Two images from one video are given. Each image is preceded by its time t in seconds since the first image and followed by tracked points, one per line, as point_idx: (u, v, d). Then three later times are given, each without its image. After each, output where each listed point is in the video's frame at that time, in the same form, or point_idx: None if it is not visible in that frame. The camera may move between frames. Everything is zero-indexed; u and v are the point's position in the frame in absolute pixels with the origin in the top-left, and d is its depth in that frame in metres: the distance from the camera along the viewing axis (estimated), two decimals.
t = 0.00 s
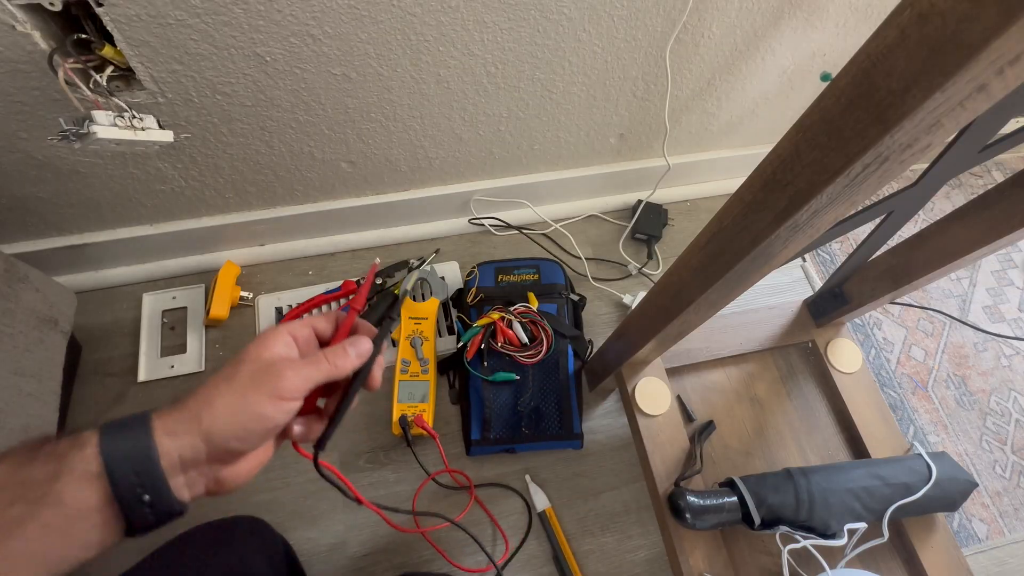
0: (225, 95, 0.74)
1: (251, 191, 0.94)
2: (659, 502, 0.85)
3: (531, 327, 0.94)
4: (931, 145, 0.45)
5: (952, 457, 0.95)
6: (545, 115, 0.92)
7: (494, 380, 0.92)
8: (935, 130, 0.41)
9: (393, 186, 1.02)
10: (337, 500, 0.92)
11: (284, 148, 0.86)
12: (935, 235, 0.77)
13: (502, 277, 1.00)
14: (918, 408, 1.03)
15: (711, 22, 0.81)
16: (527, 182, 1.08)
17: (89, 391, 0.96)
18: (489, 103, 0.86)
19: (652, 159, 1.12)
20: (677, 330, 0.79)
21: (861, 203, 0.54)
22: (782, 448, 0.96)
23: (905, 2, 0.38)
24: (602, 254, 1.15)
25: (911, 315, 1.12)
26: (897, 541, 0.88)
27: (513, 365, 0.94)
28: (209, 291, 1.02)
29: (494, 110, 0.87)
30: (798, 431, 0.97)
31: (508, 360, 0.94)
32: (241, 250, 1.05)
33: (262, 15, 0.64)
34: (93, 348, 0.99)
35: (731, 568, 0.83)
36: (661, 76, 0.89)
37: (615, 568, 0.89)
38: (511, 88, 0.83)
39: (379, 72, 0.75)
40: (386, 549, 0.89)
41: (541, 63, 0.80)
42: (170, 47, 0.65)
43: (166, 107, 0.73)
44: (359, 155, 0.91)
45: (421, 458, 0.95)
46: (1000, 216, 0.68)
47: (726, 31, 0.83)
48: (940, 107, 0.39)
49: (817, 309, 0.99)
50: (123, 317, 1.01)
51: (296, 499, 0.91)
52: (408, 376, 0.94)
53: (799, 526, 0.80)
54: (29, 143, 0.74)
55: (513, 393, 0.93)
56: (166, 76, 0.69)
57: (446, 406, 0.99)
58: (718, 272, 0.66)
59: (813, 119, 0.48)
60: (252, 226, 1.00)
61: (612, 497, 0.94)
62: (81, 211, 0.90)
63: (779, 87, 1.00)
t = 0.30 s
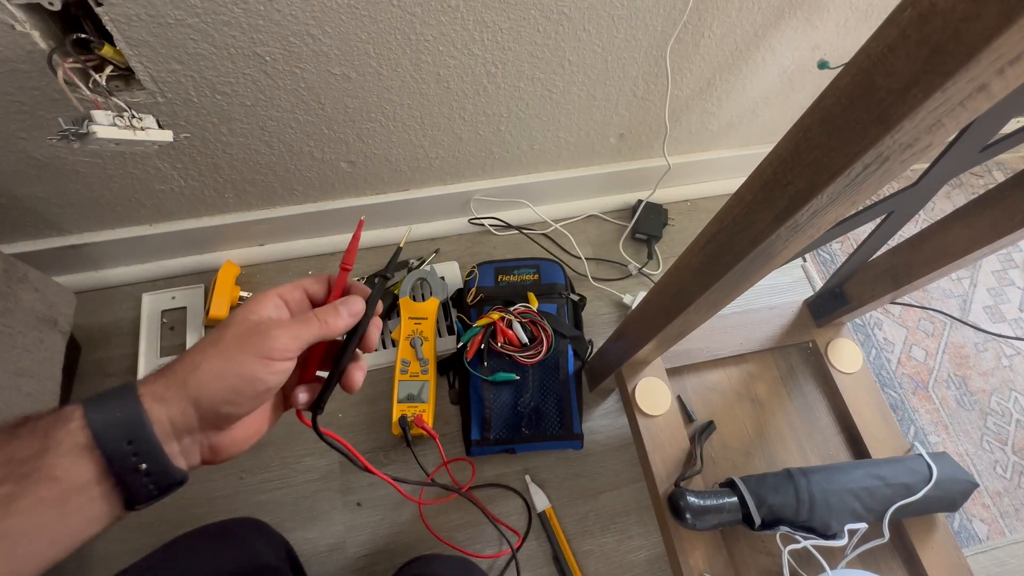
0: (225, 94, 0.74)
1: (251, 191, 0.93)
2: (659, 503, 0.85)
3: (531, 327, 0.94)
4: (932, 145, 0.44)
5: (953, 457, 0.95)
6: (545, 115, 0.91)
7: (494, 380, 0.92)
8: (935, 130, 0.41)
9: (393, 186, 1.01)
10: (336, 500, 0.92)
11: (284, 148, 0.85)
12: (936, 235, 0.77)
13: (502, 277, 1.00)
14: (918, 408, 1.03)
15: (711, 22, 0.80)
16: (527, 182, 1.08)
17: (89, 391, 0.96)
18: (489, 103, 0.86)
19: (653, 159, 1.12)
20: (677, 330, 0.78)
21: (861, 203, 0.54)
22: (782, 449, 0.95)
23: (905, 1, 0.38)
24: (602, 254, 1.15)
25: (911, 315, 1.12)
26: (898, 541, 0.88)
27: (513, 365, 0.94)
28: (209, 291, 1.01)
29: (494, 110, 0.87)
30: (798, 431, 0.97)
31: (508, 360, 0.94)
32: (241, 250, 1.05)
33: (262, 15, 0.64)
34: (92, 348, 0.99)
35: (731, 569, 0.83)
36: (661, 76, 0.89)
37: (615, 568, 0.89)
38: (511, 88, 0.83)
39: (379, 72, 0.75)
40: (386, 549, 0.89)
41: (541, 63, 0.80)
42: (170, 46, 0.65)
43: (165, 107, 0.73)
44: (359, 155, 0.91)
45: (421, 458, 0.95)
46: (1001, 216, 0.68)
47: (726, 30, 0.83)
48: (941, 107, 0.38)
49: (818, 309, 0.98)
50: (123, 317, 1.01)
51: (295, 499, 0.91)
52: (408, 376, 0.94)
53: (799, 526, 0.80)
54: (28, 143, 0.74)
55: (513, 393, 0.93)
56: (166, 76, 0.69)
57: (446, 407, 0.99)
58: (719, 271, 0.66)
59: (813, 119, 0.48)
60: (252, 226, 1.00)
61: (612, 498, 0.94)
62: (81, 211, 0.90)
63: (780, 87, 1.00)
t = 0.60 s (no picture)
0: (225, 94, 0.74)
1: (251, 191, 0.93)
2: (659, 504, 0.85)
3: (531, 327, 0.94)
4: (932, 145, 0.44)
5: (953, 457, 0.95)
6: (545, 115, 0.92)
7: (494, 380, 0.92)
8: (936, 130, 0.41)
9: (393, 186, 1.01)
10: (336, 500, 0.92)
11: (284, 148, 0.85)
12: (935, 235, 0.77)
13: (501, 277, 0.99)
14: (919, 408, 1.03)
15: (712, 22, 0.80)
16: (527, 181, 1.08)
17: (89, 392, 0.96)
18: (488, 103, 0.86)
19: (653, 159, 1.12)
20: (677, 330, 0.78)
21: (860, 204, 0.54)
22: (782, 449, 0.95)
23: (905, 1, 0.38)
24: (602, 254, 1.14)
25: (911, 315, 1.12)
26: (898, 541, 0.88)
27: (512, 365, 0.93)
28: (209, 291, 1.01)
29: (494, 110, 0.87)
30: (798, 431, 0.97)
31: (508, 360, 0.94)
32: (241, 250, 1.05)
33: (262, 15, 0.64)
34: (92, 348, 0.99)
35: (732, 569, 0.83)
36: (661, 76, 0.89)
37: (615, 569, 0.89)
38: (511, 88, 0.83)
39: (379, 72, 0.75)
40: (386, 549, 0.89)
41: (541, 63, 0.80)
42: (170, 46, 0.65)
43: (165, 107, 0.73)
44: (359, 155, 0.91)
45: (420, 458, 0.95)
46: (1000, 216, 0.68)
47: (726, 30, 0.83)
48: (941, 107, 0.38)
49: (818, 309, 0.99)
50: (123, 317, 1.01)
51: (295, 500, 0.91)
52: (408, 376, 0.94)
53: (799, 526, 0.80)
54: (28, 143, 0.74)
55: (513, 393, 0.93)
56: (166, 76, 0.69)
57: (446, 407, 0.99)
58: (719, 271, 0.66)
59: (813, 119, 0.48)
60: (252, 226, 1.00)
61: (612, 498, 0.94)
62: (81, 211, 0.90)
63: (779, 88, 1.00)
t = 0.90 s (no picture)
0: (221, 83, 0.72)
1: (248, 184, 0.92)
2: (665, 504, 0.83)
3: (535, 324, 0.92)
4: (945, 136, 0.44)
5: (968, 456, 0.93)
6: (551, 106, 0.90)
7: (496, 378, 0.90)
8: (949, 120, 0.40)
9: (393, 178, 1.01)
10: (335, 500, 0.90)
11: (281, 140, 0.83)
12: (950, 228, 0.75)
13: (504, 272, 0.97)
14: (932, 406, 1.01)
15: (722, 9, 0.78)
16: (530, 174, 1.06)
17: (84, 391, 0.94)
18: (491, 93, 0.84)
19: (658, 151, 1.10)
20: (685, 325, 0.76)
21: (876, 195, 0.52)
22: (792, 448, 0.93)
23: None
24: (607, 248, 1.12)
25: (924, 311, 1.10)
26: (910, 543, 0.86)
27: (514, 362, 0.92)
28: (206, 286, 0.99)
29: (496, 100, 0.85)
30: (808, 430, 0.95)
31: (511, 357, 0.92)
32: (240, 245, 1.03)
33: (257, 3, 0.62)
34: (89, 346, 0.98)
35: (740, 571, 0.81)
36: (668, 65, 0.86)
37: (620, 570, 0.87)
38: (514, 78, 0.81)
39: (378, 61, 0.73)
40: (387, 551, 0.87)
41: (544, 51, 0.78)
42: (163, 35, 0.63)
43: (158, 97, 0.71)
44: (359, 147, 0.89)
45: (421, 457, 0.93)
46: (1019, 208, 0.66)
47: (736, 19, 0.81)
48: (955, 96, 0.38)
49: (829, 305, 0.96)
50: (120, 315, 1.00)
51: (294, 500, 0.90)
52: (408, 374, 0.92)
53: (810, 527, 0.78)
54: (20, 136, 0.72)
55: (516, 391, 0.91)
56: (158, 65, 0.67)
57: (446, 405, 0.97)
58: (729, 265, 0.63)
59: (824, 110, 0.47)
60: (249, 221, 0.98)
61: (618, 499, 0.92)
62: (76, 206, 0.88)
63: (790, 78, 0.97)
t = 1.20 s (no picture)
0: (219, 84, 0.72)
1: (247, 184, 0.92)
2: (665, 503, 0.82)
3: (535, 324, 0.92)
4: (946, 136, 0.44)
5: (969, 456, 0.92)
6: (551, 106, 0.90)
7: (496, 378, 0.90)
8: (950, 120, 0.40)
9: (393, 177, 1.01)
10: (335, 500, 0.90)
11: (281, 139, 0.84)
12: (951, 228, 0.75)
13: (504, 272, 0.98)
14: (932, 406, 1.01)
15: (722, 9, 0.78)
16: (530, 173, 1.06)
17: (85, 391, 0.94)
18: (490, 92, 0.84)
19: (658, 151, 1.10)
20: (685, 325, 0.76)
21: (877, 195, 0.52)
22: (792, 448, 0.93)
23: None
24: (607, 248, 1.12)
25: (924, 311, 1.10)
26: (911, 543, 0.86)
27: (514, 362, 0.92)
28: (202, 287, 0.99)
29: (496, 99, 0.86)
30: (809, 431, 0.94)
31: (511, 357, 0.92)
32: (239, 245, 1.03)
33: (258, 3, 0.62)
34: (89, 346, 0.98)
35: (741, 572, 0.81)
36: (668, 64, 0.86)
37: (620, 571, 0.87)
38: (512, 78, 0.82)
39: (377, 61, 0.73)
40: (387, 551, 0.87)
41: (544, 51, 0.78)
42: (163, 34, 0.63)
43: (158, 97, 0.71)
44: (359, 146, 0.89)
45: (421, 458, 0.93)
46: (1019, 208, 0.66)
47: (736, 19, 0.81)
48: (955, 96, 0.38)
49: (829, 305, 0.96)
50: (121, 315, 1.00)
51: (293, 500, 0.90)
52: (408, 374, 0.92)
53: (810, 528, 0.78)
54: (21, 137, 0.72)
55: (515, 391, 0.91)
56: (159, 65, 0.67)
57: (446, 405, 0.97)
58: (729, 264, 0.63)
59: (825, 110, 0.47)
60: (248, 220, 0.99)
61: (618, 499, 0.92)
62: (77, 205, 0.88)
63: (790, 78, 0.97)
